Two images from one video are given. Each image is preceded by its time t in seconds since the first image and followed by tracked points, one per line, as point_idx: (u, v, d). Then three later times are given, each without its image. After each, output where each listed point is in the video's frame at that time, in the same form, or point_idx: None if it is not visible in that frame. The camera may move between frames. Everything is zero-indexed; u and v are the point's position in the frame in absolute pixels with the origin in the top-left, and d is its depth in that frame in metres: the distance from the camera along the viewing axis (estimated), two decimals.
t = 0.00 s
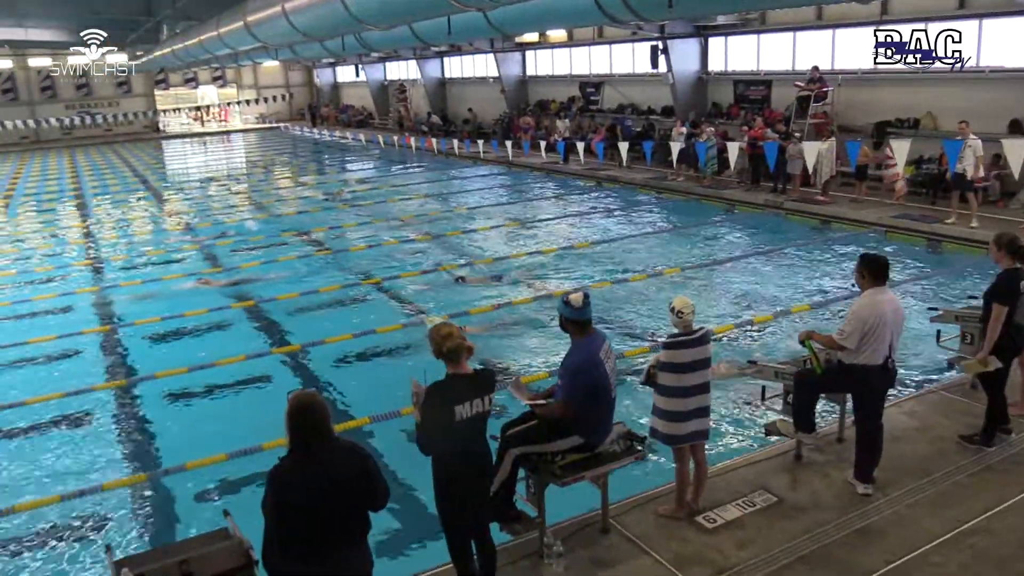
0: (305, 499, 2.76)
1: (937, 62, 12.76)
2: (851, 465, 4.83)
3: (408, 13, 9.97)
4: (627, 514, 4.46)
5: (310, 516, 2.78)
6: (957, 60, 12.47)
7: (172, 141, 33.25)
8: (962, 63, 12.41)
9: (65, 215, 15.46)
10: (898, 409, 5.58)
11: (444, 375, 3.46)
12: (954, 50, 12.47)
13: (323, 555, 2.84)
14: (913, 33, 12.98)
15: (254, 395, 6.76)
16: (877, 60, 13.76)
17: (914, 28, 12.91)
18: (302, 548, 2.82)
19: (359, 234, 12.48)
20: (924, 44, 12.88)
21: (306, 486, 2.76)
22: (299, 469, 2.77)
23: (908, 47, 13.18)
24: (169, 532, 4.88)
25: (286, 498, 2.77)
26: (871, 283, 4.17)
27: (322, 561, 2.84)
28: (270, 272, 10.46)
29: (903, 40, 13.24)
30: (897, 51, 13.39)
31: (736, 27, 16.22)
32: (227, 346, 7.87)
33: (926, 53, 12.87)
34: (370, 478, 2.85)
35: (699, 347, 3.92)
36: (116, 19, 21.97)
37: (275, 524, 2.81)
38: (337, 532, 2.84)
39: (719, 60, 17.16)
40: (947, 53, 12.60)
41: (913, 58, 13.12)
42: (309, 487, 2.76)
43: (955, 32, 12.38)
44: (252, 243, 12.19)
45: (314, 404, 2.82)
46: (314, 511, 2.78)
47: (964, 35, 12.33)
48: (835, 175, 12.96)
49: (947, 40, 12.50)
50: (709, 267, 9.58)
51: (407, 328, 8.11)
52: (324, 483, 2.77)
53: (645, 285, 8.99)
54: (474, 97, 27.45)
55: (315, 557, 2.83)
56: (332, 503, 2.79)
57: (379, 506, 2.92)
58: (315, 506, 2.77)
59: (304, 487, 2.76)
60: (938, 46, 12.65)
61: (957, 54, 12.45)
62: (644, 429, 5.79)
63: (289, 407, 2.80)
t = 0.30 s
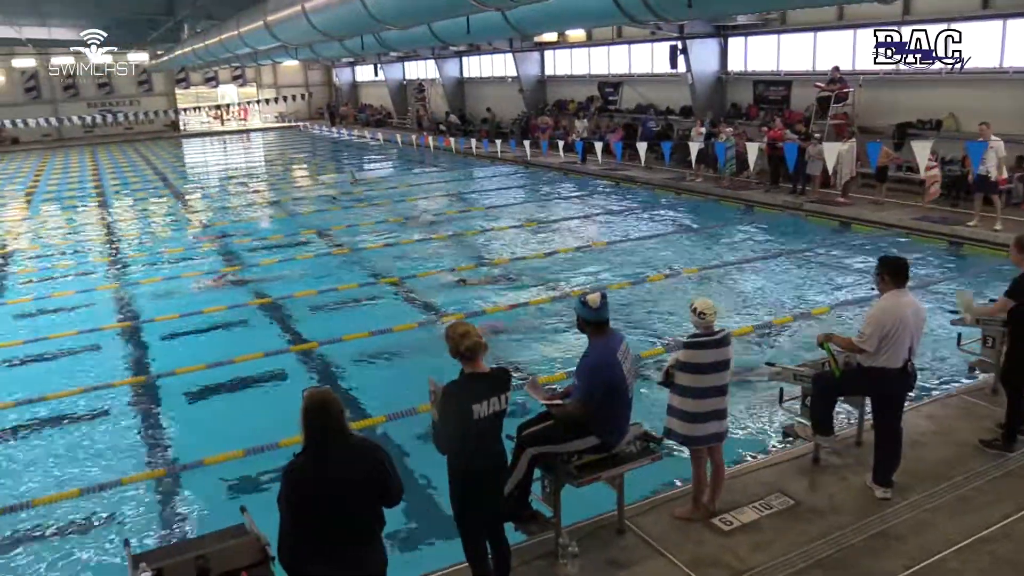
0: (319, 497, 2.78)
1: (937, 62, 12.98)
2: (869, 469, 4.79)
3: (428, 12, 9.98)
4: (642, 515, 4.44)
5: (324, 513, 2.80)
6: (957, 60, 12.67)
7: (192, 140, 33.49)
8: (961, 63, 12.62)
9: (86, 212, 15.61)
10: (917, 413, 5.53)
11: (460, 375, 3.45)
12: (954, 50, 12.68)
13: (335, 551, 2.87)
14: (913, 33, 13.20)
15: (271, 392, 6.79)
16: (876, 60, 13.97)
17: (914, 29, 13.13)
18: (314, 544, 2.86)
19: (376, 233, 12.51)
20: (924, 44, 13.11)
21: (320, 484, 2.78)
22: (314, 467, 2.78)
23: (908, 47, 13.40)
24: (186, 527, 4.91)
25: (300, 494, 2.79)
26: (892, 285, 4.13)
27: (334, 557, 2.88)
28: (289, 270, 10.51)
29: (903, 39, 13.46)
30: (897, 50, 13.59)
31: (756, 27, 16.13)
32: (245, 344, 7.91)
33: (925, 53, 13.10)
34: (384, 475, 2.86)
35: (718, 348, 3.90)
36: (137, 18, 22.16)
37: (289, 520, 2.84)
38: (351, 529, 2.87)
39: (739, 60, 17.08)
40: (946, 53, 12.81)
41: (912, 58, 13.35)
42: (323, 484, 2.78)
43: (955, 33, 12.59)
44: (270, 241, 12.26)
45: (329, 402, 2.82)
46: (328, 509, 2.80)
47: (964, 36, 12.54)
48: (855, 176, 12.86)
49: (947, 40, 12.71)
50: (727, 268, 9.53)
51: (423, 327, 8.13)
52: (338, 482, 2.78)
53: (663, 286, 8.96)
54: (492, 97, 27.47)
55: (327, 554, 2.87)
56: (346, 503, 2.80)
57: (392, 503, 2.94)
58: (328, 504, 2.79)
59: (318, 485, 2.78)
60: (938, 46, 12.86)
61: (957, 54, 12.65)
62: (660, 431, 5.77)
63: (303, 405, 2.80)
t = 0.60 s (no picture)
0: (331, 495, 2.80)
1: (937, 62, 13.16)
2: (883, 471, 4.77)
3: (443, 12, 9.99)
4: (655, 516, 4.44)
5: (337, 511, 2.82)
6: (957, 60, 12.83)
7: (208, 139, 33.68)
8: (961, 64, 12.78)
9: (103, 210, 15.74)
10: (932, 416, 5.49)
11: (473, 374, 3.45)
12: (954, 50, 12.84)
13: (347, 548, 2.90)
14: (914, 33, 13.39)
15: (285, 390, 6.82)
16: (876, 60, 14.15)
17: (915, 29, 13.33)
18: (327, 541, 2.88)
19: (391, 232, 12.55)
20: (924, 44, 13.28)
21: (333, 482, 2.79)
22: (327, 465, 2.80)
23: (908, 47, 13.56)
24: (201, 524, 4.94)
25: (313, 493, 2.80)
26: (909, 286, 4.10)
27: (346, 555, 2.90)
28: (303, 268, 10.56)
29: (902, 39, 13.63)
30: (897, 50, 13.74)
31: (772, 27, 16.06)
32: (259, 341, 7.95)
33: (926, 53, 13.27)
34: (396, 475, 2.88)
35: (733, 350, 3.89)
36: (154, 17, 22.31)
37: (301, 517, 2.85)
38: (363, 527, 2.90)
39: (755, 60, 17.00)
40: (947, 53, 12.98)
41: (912, 58, 13.52)
42: (336, 482, 2.79)
43: (955, 33, 12.76)
44: (285, 239, 12.31)
45: (342, 401, 2.83)
46: (341, 507, 2.82)
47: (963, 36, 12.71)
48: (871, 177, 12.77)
49: (948, 40, 12.87)
50: (741, 269, 9.49)
51: (436, 326, 8.14)
52: (351, 481, 2.80)
53: (676, 286, 8.94)
54: (507, 96, 27.47)
55: (340, 551, 2.89)
56: (359, 501, 2.83)
57: (403, 502, 2.95)
58: (341, 502, 2.81)
59: (332, 483, 2.80)
60: (938, 46, 13.02)
61: (957, 54, 12.81)
62: (674, 432, 5.76)
63: (317, 403, 2.81)
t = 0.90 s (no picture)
0: (347, 496, 2.82)
1: (937, 62, 13.32)
2: (901, 475, 4.73)
3: (461, 11, 10.00)
4: (670, 517, 4.43)
5: (351, 510, 2.84)
6: (958, 60, 12.98)
7: (226, 138, 33.90)
8: (962, 64, 12.92)
9: (123, 208, 15.88)
10: (952, 420, 5.44)
11: (487, 374, 3.45)
12: (954, 50, 12.99)
13: (360, 546, 2.93)
14: (913, 34, 13.56)
15: (302, 388, 6.86)
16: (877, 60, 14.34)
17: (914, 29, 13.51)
18: (340, 540, 2.90)
19: (407, 231, 12.58)
20: (924, 44, 13.44)
21: (349, 483, 2.80)
22: (342, 466, 2.80)
23: (908, 46, 13.73)
24: (218, 520, 4.99)
25: (328, 494, 2.81)
26: (927, 288, 4.06)
27: (360, 553, 2.93)
28: (320, 267, 10.60)
29: (902, 40, 13.80)
30: (897, 50, 13.94)
31: (790, 27, 15.97)
32: (277, 340, 8.00)
33: (926, 53, 13.45)
34: (411, 474, 2.90)
35: (749, 352, 3.87)
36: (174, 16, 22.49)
37: (315, 516, 2.86)
38: (377, 524, 2.92)
39: (773, 60, 16.91)
40: (947, 53, 13.13)
41: (912, 58, 13.68)
42: (352, 483, 2.80)
43: (955, 33, 12.91)
44: (302, 238, 12.37)
45: (358, 401, 2.83)
46: (356, 506, 2.84)
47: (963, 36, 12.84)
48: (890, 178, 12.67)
49: (948, 41, 13.02)
50: (758, 270, 9.45)
51: (452, 325, 8.16)
52: (367, 479, 2.81)
53: (692, 287, 8.91)
54: (523, 96, 27.48)
55: (353, 549, 2.92)
56: (374, 500, 2.85)
57: (417, 501, 2.98)
58: (356, 503, 2.83)
59: (348, 484, 2.80)
60: (938, 46, 13.18)
61: (958, 54, 12.95)
62: (690, 434, 5.74)
63: (334, 403, 2.81)
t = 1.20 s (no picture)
0: (365, 493, 2.83)
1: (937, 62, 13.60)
2: (922, 479, 4.68)
3: (481, 11, 10.00)
4: (688, 519, 4.41)
5: (368, 507, 2.85)
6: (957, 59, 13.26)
7: (247, 136, 34.14)
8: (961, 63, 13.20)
9: (145, 205, 16.04)
10: (974, 424, 5.38)
11: (506, 374, 3.45)
12: (954, 50, 13.27)
13: (377, 544, 2.94)
14: (913, 34, 13.83)
15: (321, 386, 6.90)
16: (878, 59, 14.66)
17: (914, 30, 13.77)
18: (357, 537, 2.91)
19: (426, 230, 12.62)
20: (923, 44, 13.73)
21: (366, 480, 2.81)
22: (360, 463, 2.81)
23: (908, 47, 14.03)
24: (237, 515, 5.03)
25: (346, 491, 2.82)
26: (949, 291, 4.02)
27: (377, 550, 2.94)
28: (338, 266, 10.64)
29: (902, 40, 14.11)
30: (897, 50, 14.26)
31: (812, 27, 15.86)
32: (296, 338, 8.04)
33: (925, 53, 13.74)
34: (428, 472, 2.91)
35: (769, 355, 3.84)
36: (197, 15, 22.70)
37: (333, 512, 2.88)
38: (394, 522, 2.93)
39: (794, 60, 16.80)
40: (946, 53, 13.40)
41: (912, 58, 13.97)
42: (370, 480, 2.81)
43: (954, 33, 13.20)
44: (321, 236, 12.44)
45: (376, 399, 2.84)
46: (373, 503, 2.85)
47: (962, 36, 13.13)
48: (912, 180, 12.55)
49: (947, 41, 13.31)
50: (778, 272, 9.39)
51: (470, 325, 8.16)
52: (385, 475, 2.82)
53: (711, 289, 8.87)
54: (543, 95, 27.47)
55: (370, 546, 2.93)
56: (391, 497, 2.86)
57: (434, 499, 2.99)
58: (374, 500, 2.84)
59: (365, 481, 2.81)
60: (938, 46, 13.46)
61: (957, 54, 13.23)
62: (708, 436, 5.72)
63: (353, 401, 2.83)
